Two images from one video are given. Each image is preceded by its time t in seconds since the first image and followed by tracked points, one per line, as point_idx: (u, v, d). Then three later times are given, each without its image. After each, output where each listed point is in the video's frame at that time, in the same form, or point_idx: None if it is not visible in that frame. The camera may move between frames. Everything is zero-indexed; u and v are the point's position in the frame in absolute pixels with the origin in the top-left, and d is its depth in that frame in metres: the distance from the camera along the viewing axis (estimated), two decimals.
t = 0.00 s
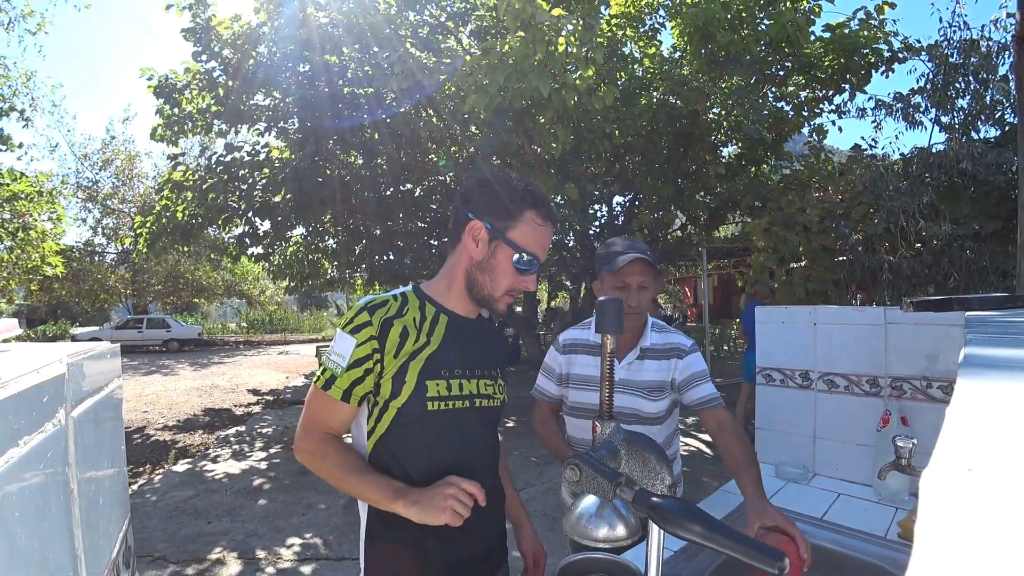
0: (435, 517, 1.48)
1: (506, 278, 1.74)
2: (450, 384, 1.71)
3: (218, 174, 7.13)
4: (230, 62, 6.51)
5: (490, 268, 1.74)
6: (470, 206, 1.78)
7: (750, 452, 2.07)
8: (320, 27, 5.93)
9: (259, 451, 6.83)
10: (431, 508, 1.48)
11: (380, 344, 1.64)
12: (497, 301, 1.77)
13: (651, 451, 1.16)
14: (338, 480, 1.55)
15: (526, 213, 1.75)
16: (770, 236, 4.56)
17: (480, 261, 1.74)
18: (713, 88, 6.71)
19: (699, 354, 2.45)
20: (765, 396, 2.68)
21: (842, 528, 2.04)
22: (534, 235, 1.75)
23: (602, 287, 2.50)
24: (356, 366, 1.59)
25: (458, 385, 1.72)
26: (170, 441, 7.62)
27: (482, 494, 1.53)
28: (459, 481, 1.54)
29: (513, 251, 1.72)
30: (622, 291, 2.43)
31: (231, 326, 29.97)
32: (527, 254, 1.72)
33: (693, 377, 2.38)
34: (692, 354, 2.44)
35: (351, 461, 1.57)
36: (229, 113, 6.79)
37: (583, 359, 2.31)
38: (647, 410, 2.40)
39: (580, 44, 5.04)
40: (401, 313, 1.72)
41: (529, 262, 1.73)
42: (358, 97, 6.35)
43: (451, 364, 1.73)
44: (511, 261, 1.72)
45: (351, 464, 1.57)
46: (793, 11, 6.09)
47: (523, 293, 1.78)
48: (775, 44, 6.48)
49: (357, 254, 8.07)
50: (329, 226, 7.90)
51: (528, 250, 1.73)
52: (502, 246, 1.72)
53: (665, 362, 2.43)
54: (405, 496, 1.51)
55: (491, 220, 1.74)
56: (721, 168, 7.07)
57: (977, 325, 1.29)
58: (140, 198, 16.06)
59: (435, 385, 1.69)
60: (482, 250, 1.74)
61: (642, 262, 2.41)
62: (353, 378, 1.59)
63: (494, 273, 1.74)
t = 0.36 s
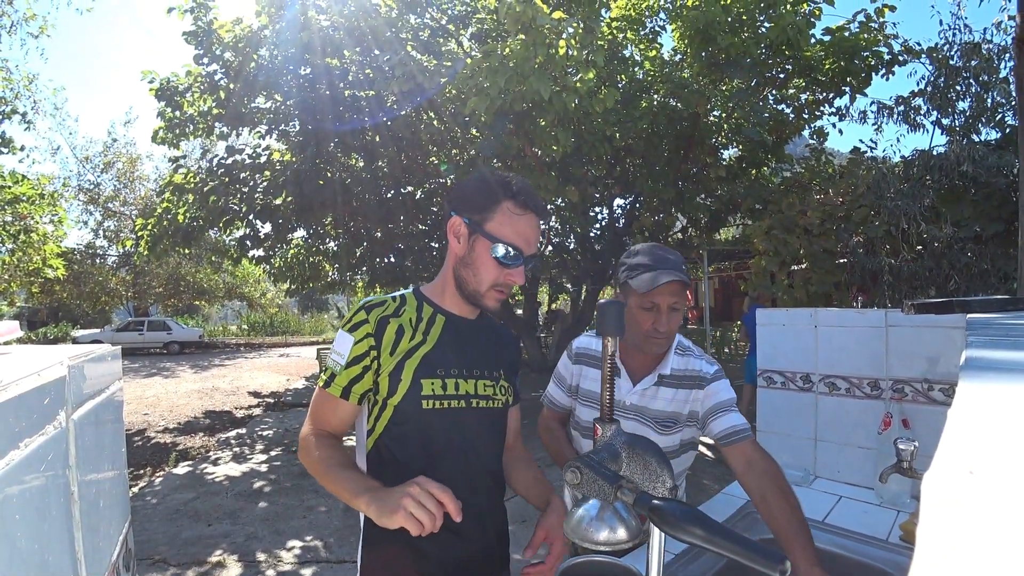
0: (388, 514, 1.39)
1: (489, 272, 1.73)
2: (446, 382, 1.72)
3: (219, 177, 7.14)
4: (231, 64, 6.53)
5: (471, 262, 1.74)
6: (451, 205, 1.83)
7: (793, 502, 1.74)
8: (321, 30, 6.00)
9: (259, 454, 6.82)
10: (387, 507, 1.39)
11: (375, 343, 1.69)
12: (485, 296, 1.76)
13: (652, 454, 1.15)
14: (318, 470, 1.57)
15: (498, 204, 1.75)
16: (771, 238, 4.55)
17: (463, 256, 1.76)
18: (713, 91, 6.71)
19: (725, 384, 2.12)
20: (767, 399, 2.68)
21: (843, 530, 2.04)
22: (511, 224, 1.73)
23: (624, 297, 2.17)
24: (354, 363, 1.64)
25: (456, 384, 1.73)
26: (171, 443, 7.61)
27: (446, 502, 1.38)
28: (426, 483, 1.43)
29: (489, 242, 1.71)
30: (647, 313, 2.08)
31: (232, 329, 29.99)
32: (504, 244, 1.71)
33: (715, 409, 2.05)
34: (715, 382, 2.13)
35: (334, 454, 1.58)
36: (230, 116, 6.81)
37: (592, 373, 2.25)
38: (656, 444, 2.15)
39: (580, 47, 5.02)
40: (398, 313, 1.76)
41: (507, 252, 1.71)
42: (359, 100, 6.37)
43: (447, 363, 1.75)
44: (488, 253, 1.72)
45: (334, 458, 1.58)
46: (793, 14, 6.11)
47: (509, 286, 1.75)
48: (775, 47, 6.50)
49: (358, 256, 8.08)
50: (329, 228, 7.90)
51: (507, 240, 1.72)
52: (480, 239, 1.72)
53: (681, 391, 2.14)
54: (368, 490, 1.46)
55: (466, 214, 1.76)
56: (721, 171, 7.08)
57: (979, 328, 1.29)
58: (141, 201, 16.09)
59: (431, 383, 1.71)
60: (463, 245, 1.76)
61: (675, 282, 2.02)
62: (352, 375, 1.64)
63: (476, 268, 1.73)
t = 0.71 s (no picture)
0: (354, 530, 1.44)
1: (481, 268, 1.69)
2: (416, 401, 1.73)
3: (220, 179, 7.16)
4: (232, 66, 6.54)
5: (464, 258, 1.71)
6: (437, 200, 1.82)
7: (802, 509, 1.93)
8: (322, 32, 6.01)
9: (260, 455, 6.82)
10: (358, 522, 1.44)
11: (353, 348, 1.78)
12: (479, 295, 1.71)
13: (653, 455, 1.15)
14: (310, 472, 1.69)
15: (488, 194, 1.73)
16: (772, 239, 4.57)
17: (452, 254, 1.74)
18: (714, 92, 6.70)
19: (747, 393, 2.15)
20: (768, 400, 2.67)
21: (844, 532, 2.04)
22: (504, 216, 1.71)
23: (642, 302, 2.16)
24: (333, 368, 1.76)
25: (427, 403, 1.74)
26: (171, 444, 7.61)
27: (412, 526, 1.39)
28: (395, 505, 1.45)
29: (481, 235, 1.69)
30: (665, 320, 2.07)
31: (233, 330, 30.02)
32: (497, 237, 1.68)
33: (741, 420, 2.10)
34: (739, 390, 2.15)
35: (325, 461, 1.69)
36: (231, 118, 6.82)
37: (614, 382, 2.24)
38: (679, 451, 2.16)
39: (581, 48, 5.06)
40: (379, 321, 1.82)
41: (501, 245, 1.68)
42: (359, 102, 6.39)
43: (419, 381, 1.75)
44: (481, 247, 1.69)
45: (326, 466, 1.69)
46: (794, 16, 6.12)
47: (505, 283, 1.72)
48: (776, 49, 6.50)
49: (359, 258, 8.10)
50: (330, 229, 7.90)
51: (501, 232, 1.69)
52: (470, 232, 1.70)
53: (705, 399, 2.15)
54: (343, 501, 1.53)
55: (453, 207, 1.75)
56: (722, 172, 7.09)
57: (982, 330, 1.29)
58: (142, 202, 16.11)
59: (400, 400, 1.73)
60: (452, 241, 1.75)
61: (695, 291, 2.00)
62: (329, 380, 1.76)
63: (467, 265, 1.70)
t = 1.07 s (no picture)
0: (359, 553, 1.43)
1: (488, 277, 1.68)
2: (406, 419, 1.73)
3: (221, 179, 7.17)
4: (234, 67, 6.57)
5: (470, 264, 1.69)
6: (442, 201, 1.80)
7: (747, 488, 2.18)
8: (322, 33, 6.02)
9: (260, 456, 6.83)
10: (360, 544, 1.43)
11: (345, 360, 1.78)
12: (485, 306, 1.69)
13: (653, 456, 1.15)
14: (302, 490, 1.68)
15: (496, 198, 1.71)
16: (772, 240, 4.45)
17: (457, 260, 1.72)
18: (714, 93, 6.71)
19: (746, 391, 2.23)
20: (768, 400, 2.67)
21: (844, 533, 2.04)
22: (514, 221, 1.69)
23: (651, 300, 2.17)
24: (327, 376, 1.76)
25: (418, 422, 1.73)
26: (172, 445, 7.62)
27: (416, 549, 1.38)
28: (397, 529, 1.43)
29: (489, 242, 1.67)
30: (671, 316, 2.08)
31: (234, 330, 30.04)
32: (506, 244, 1.66)
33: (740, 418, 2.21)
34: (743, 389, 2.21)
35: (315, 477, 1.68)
36: (232, 119, 6.83)
37: (626, 381, 2.16)
38: (697, 448, 2.13)
39: (581, 49, 5.06)
40: (374, 331, 1.81)
41: (510, 252, 1.66)
42: (360, 102, 6.42)
43: (411, 399, 1.74)
44: (489, 253, 1.67)
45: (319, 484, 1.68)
46: (794, 16, 6.12)
47: (514, 294, 1.69)
48: (776, 49, 6.50)
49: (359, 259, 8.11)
50: (331, 230, 7.91)
51: (511, 239, 1.67)
52: (478, 237, 1.68)
53: (719, 395, 2.14)
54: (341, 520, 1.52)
55: (459, 210, 1.73)
56: (722, 173, 7.11)
57: (982, 330, 1.29)
58: (143, 202, 16.11)
59: (391, 418, 1.73)
60: (457, 247, 1.73)
61: (700, 286, 2.03)
62: (321, 391, 1.76)
63: (474, 273, 1.69)
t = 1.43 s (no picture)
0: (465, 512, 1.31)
1: (475, 265, 1.68)
2: (437, 408, 1.70)
3: (221, 179, 7.17)
4: (233, 67, 6.57)
5: (459, 254, 1.70)
6: (436, 193, 1.80)
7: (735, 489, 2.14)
8: (322, 33, 6.02)
9: (261, 455, 6.83)
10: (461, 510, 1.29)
11: (371, 357, 1.64)
12: (474, 293, 1.70)
13: (653, 457, 1.16)
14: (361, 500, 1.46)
15: (485, 188, 1.70)
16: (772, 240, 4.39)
17: (446, 250, 1.73)
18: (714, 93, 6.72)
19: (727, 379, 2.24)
20: (769, 401, 2.67)
21: (844, 533, 2.04)
22: (497, 211, 1.68)
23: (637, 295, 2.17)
24: (355, 384, 1.59)
25: (448, 409, 1.71)
26: (172, 445, 7.62)
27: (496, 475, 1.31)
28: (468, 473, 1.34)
29: (476, 232, 1.66)
30: (658, 309, 2.06)
31: (234, 330, 30.04)
32: (494, 234, 1.66)
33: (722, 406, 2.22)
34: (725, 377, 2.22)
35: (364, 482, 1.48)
36: (232, 119, 6.83)
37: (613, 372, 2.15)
38: (686, 435, 2.13)
39: (581, 49, 5.05)
40: (391, 326, 1.71)
41: (499, 243, 1.66)
42: (360, 102, 6.43)
43: (439, 387, 1.71)
44: (477, 243, 1.67)
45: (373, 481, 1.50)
46: (794, 16, 6.13)
47: (502, 282, 1.70)
48: (776, 49, 6.51)
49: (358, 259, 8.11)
50: (331, 230, 7.91)
51: (498, 229, 1.67)
52: (465, 228, 1.68)
53: (702, 382, 2.15)
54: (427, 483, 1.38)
55: (447, 201, 1.74)
56: (722, 173, 7.12)
57: (982, 330, 1.29)
58: (143, 202, 16.11)
59: (422, 409, 1.68)
60: (447, 237, 1.74)
61: (686, 281, 2.01)
62: (355, 399, 1.58)
63: (461, 261, 1.69)
